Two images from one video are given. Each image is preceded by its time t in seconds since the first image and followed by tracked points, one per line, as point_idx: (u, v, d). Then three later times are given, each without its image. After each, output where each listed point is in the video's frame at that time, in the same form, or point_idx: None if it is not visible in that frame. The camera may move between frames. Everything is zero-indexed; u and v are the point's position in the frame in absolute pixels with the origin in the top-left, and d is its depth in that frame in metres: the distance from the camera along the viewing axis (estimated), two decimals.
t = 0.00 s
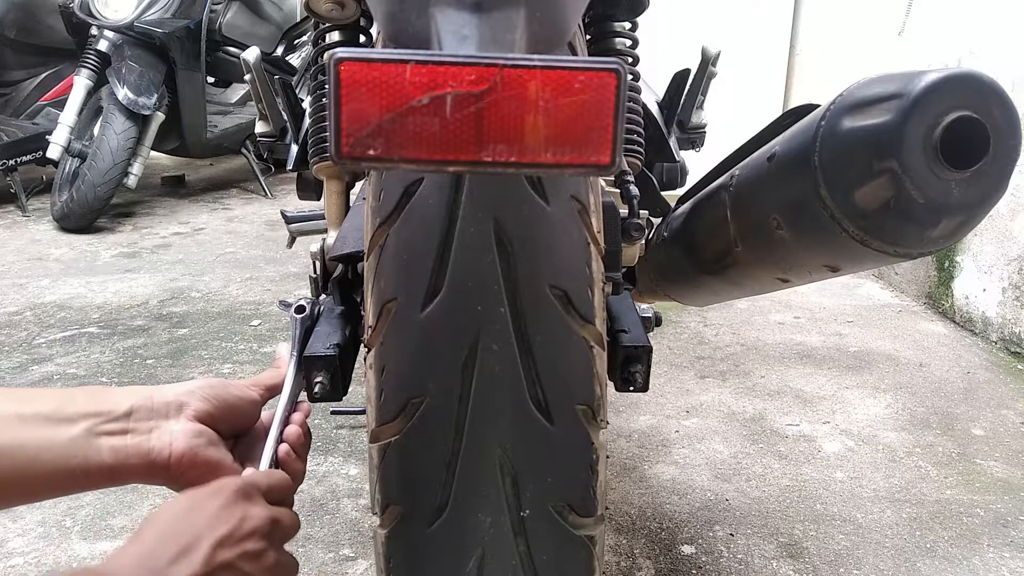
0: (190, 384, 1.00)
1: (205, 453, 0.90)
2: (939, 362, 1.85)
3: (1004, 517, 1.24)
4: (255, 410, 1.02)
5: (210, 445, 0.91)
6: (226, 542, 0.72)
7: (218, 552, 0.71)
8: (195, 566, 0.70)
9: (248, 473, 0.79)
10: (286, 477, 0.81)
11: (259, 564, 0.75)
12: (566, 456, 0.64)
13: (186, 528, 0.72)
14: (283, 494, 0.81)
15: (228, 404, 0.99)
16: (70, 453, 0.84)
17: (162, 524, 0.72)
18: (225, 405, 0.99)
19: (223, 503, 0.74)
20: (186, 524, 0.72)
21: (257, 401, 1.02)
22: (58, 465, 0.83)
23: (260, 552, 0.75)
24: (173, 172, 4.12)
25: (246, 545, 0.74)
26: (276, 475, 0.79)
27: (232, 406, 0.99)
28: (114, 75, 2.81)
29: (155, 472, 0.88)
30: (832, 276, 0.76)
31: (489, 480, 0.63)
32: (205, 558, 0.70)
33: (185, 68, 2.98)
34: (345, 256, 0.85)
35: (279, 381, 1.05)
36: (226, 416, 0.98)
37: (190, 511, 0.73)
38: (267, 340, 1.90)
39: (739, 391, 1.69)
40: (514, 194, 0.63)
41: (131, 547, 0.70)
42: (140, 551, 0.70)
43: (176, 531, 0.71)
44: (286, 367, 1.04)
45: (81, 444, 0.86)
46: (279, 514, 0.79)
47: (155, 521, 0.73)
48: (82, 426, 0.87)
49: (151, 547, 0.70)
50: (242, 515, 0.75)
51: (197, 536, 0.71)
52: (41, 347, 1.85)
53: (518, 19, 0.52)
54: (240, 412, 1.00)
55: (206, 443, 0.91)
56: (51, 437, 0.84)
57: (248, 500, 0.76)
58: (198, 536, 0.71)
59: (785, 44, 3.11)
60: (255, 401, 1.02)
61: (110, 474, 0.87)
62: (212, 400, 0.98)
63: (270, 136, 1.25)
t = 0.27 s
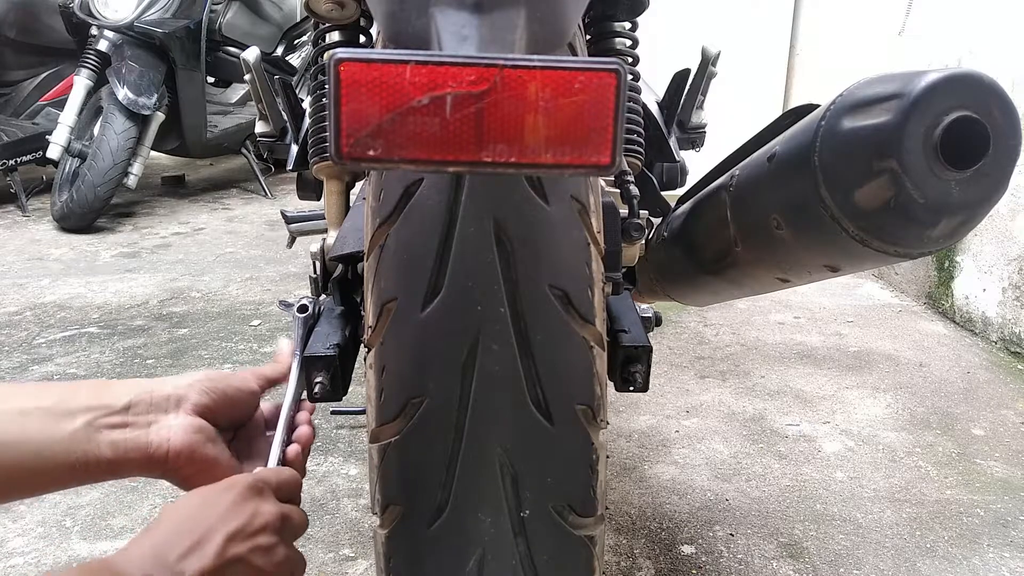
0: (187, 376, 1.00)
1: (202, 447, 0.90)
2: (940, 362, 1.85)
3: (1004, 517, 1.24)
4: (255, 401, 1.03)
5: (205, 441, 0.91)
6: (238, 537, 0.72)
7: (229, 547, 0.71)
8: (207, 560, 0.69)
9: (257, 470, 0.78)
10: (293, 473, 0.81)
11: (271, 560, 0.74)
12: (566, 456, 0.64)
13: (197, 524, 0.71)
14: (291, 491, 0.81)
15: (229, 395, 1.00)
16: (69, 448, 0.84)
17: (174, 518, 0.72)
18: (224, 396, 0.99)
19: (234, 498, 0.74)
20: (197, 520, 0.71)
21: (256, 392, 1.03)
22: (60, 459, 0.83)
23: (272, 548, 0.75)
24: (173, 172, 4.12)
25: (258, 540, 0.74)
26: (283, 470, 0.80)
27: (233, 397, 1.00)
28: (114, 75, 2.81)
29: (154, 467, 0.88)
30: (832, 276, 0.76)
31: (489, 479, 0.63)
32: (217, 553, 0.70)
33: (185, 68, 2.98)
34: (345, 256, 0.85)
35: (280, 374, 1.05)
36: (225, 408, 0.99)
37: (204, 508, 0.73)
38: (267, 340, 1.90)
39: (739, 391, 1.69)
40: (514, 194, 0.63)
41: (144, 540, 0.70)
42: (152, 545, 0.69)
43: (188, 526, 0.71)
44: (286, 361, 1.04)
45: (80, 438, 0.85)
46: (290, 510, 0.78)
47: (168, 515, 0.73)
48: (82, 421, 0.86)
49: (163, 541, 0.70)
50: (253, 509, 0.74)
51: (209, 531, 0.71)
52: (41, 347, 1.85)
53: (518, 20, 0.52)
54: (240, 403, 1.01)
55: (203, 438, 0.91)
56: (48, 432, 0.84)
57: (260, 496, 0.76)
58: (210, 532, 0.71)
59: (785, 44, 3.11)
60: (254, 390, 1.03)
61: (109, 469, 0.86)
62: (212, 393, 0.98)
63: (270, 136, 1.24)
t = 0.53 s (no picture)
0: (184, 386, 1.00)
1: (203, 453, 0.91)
2: (940, 362, 1.85)
3: (1004, 517, 1.24)
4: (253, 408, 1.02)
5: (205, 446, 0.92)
6: (227, 545, 0.72)
7: (219, 556, 0.71)
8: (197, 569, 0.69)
9: (244, 474, 0.78)
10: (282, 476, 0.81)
11: (259, 566, 0.75)
12: (566, 456, 0.64)
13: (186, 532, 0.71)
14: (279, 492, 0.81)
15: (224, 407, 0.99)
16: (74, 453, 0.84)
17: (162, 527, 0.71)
18: (220, 406, 0.98)
19: (223, 505, 0.74)
20: (186, 526, 0.71)
21: (253, 397, 1.02)
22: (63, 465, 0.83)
23: (259, 555, 0.75)
24: (173, 172, 4.12)
25: (245, 548, 0.74)
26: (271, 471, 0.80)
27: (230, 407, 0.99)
28: (114, 75, 2.81)
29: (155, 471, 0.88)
30: (832, 276, 0.76)
31: (490, 479, 0.63)
32: (206, 562, 0.70)
33: (185, 68, 2.98)
34: (345, 256, 0.85)
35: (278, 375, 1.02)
36: (224, 416, 0.99)
37: (194, 515, 0.72)
38: (267, 340, 1.90)
39: (739, 391, 1.69)
40: (514, 194, 0.63)
41: (134, 546, 0.70)
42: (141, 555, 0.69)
43: (177, 534, 0.71)
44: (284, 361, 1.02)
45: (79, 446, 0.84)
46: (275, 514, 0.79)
47: (158, 520, 0.73)
48: (82, 429, 0.87)
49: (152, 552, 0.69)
50: (241, 516, 0.74)
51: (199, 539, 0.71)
52: (41, 347, 1.85)
53: (518, 19, 0.52)
54: (238, 409, 1.00)
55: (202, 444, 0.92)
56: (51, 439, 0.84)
57: (247, 502, 0.76)
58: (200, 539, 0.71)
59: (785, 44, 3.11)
60: (251, 397, 1.01)
61: (110, 478, 0.86)
62: (208, 402, 0.98)
63: (270, 136, 1.24)
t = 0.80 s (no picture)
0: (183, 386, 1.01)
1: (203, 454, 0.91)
2: (940, 362, 1.85)
3: (1004, 517, 1.24)
4: (255, 409, 1.04)
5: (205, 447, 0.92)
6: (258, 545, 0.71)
7: (250, 557, 0.70)
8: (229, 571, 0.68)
9: (266, 479, 0.79)
10: (304, 478, 0.82)
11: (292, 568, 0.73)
12: (566, 456, 0.64)
13: (216, 539, 0.70)
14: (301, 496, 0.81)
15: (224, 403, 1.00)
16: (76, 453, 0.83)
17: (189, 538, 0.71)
18: (222, 406, 1.00)
19: (249, 510, 0.74)
20: (213, 532, 0.71)
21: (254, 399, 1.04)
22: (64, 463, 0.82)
23: (289, 556, 0.74)
24: (173, 172, 4.12)
25: (276, 549, 0.73)
26: (291, 474, 0.81)
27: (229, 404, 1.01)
28: (114, 75, 2.81)
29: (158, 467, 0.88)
30: (832, 276, 0.76)
31: (490, 480, 0.63)
32: (239, 563, 0.69)
33: (185, 68, 2.98)
34: (344, 256, 0.85)
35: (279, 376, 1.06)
36: (224, 416, 1.00)
37: (221, 521, 0.72)
38: (267, 340, 1.90)
39: (739, 391, 1.69)
40: (514, 194, 0.63)
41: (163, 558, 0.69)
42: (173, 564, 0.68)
43: (206, 542, 0.70)
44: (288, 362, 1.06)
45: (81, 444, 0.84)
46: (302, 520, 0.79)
47: (183, 534, 0.72)
48: (84, 426, 0.87)
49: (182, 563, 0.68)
50: (268, 520, 0.74)
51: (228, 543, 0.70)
52: (41, 347, 1.85)
53: (518, 19, 0.52)
54: (239, 410, 1.02)
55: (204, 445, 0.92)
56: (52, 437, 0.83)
57: (272, 506, 0.76)
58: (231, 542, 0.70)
59: (785, 44, 3.11)
60: (251, 399, 1.03)
61: (111, 475, 0.86)
62: (209, 401, 0.99)
63: (270, 136, 1.24)
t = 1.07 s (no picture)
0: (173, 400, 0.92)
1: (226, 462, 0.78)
2: (940, 362, 1.85)
3: (1004, 517, 1.24)
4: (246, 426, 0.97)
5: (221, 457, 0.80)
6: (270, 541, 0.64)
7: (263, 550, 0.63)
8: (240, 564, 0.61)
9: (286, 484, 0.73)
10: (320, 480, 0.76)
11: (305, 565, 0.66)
12: (566, 456, 0.64)
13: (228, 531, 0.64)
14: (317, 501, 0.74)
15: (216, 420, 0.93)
16: (60, 495, 0.75)
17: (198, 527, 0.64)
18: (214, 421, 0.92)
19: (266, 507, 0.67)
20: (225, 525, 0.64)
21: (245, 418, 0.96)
22: (46, 522, 0.72)
23: (304, 553, 0.66)
24: (173, 172, 4.12)
25: (291, 545, 0.66)
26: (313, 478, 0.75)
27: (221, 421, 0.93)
28: (114, 75, 2.81)
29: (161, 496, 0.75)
30: (831, 276, 0.76)
31: (490, 480, 0.63)
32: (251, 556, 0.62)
33: (185, 68, 2.98)
34: (344, 256, 0.85)
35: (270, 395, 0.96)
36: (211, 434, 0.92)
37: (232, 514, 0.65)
38: (267, 340, 1.90)
39: (739, 391, 1.69)
40: (514, 194, 0.63)
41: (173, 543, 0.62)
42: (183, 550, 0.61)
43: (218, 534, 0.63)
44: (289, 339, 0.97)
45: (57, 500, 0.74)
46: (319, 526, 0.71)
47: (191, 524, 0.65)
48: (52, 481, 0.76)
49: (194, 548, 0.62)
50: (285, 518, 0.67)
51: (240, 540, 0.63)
52: (41, 347, 1.85)
53: (518, 20, 0.52)
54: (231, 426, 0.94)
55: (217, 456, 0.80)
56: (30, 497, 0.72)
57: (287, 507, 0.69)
58: (242, 535, 0.64)
59: (785, 44, 3.11)
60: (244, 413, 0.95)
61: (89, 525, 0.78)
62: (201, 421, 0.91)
63: (270, 137, 1.24)
